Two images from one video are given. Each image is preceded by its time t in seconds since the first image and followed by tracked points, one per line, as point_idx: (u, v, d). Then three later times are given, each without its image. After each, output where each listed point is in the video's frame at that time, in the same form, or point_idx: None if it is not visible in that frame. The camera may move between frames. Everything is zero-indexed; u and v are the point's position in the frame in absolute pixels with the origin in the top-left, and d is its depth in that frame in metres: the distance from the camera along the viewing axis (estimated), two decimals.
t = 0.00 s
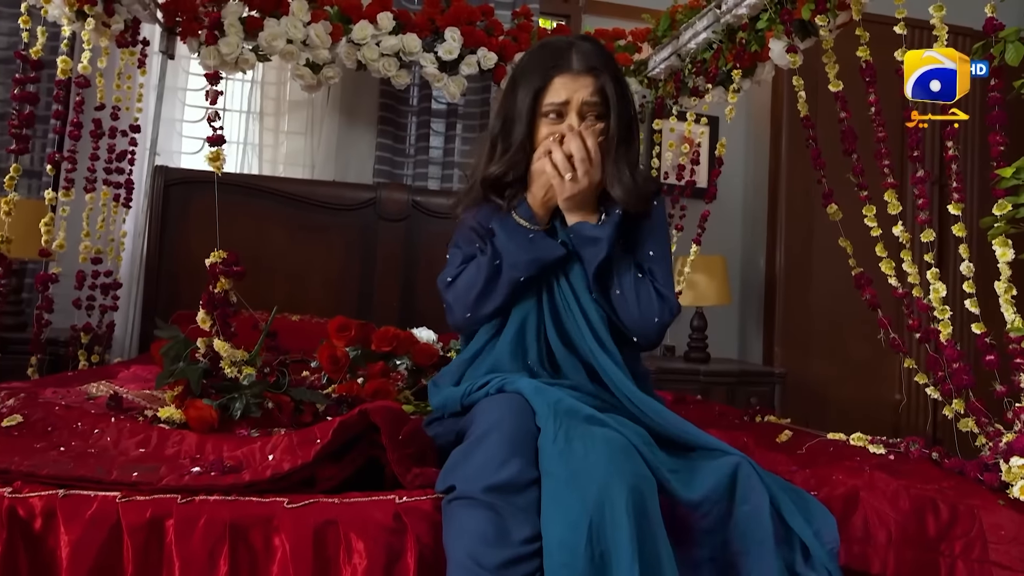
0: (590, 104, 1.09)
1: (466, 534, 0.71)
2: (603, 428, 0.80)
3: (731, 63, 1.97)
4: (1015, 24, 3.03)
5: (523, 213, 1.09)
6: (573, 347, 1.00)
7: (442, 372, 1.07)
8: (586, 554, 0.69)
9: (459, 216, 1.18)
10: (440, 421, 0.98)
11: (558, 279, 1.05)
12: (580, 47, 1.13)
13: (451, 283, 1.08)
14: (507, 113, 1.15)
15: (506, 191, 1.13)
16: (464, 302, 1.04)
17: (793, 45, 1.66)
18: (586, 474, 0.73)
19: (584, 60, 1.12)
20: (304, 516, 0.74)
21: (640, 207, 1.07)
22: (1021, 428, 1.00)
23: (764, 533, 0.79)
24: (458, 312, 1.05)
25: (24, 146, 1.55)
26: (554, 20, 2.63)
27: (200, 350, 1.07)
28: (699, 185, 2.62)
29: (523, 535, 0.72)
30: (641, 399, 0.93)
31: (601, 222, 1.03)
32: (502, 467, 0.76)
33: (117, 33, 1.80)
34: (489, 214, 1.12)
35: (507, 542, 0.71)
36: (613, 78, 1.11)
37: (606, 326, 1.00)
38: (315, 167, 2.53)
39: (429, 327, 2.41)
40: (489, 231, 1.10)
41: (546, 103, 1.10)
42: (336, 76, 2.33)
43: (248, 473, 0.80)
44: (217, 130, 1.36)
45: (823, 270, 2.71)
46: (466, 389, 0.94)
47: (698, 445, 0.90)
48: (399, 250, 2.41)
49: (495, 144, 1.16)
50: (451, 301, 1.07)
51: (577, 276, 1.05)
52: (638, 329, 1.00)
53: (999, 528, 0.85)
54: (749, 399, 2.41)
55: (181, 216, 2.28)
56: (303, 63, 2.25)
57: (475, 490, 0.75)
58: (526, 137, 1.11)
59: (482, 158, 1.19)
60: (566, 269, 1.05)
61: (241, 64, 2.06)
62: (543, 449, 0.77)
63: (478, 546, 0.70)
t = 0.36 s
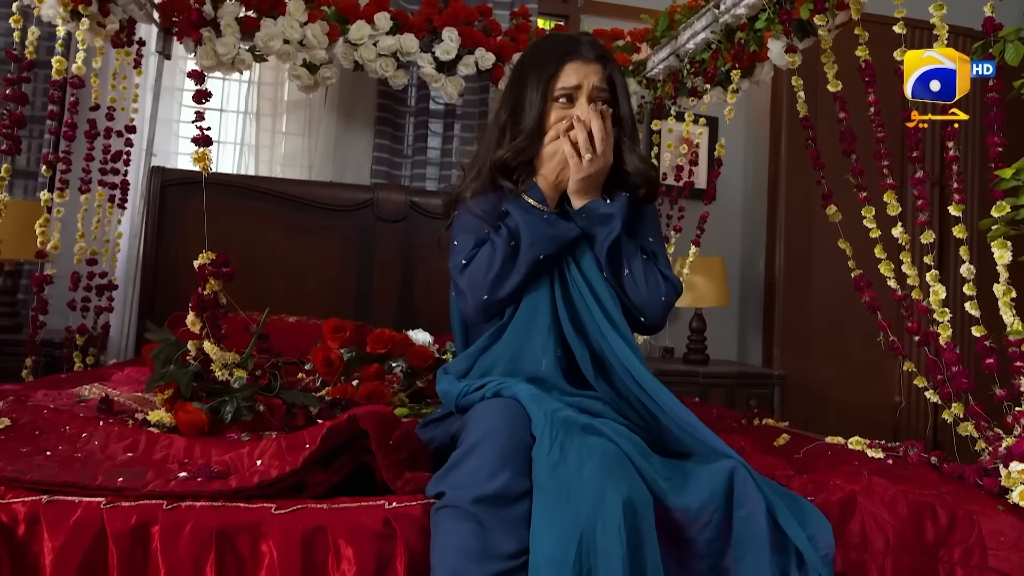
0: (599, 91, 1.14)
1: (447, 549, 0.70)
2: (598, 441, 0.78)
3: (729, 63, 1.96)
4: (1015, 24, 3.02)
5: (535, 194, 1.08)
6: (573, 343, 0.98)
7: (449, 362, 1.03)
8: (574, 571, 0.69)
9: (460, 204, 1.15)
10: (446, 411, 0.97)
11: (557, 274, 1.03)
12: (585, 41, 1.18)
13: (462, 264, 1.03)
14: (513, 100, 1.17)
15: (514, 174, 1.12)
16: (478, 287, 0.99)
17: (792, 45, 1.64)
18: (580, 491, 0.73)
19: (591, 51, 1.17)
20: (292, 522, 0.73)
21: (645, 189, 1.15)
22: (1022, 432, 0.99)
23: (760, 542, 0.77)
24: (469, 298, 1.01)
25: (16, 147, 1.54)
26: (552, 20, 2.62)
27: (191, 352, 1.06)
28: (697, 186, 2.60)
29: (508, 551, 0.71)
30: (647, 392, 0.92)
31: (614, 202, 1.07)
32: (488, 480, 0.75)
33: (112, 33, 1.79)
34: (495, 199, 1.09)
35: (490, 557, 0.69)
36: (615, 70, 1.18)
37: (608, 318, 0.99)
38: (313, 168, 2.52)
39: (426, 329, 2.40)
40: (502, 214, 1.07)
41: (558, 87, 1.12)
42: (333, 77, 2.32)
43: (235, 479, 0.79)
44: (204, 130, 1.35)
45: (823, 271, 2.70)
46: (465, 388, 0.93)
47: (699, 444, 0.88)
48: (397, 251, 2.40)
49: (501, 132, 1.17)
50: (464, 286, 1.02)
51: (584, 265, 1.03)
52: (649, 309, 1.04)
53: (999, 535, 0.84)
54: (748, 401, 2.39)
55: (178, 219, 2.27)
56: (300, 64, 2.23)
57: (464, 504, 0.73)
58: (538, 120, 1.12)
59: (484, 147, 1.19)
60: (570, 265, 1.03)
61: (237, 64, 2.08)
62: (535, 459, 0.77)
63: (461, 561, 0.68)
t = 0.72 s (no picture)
0: (602, 104, 1.11)
1: (433, 559, 0.69)
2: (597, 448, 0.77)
3: (728, 64, 1.95)
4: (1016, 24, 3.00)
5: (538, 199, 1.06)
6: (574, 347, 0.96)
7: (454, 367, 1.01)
8: None
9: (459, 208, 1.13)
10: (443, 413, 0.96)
11: (558, 278, 1.02)
12: (588, 54, 1.15)
13: (467, 268, 1.01)
14: (515, 105, 1.13)
15: (516, 181, 1.10)
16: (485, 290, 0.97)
17: (791, 46, 1.63)
18: (579, 500, 0.72)
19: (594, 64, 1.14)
20: (277, 530, 0.72)
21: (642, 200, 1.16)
22: (1022, 438, 0.98)
23: (753, 549, 0.76)
24: (472, 300, 0.99)
25: (7, 148, 1.53)
26: (551, 21, 2.61)
27: (180, 357, 1.04)
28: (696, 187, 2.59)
29: (493, 564, 0.69)
30: (646, 395, 0.92)
31: (617, 210, 1.07)
32: (480, 491, 0.73)
33: (107, 34, 1.78)
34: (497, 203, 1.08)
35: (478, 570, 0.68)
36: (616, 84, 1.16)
37: (607, 322, 0.98)
38: (311, 169, 2.51)
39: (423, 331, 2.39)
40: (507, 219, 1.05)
41: (563, 98, 1.10)
42: (330, 78, 2.31)
43: (221, 486, 0.78)
44: (192, 131, 1.34)
45: (823, 274, 2.68)
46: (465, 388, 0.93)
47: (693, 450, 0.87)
48: (394, 254, 2.39)
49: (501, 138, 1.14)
50: (468, 290, 1.00)
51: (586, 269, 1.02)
52: (648, 310, 1.04)
53: (1000, 543, 0.83)
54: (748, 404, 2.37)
55: (175, 220, 2.27)
56: (297, 65, 2.22)
57: (452, 513, 0.72)
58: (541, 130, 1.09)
59: (483, 153, 1.17)
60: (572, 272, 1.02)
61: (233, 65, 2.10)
62: (534, 472, 0.75)
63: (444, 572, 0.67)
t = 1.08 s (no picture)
0: (570, 95, 1.03)
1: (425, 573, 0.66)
2: (611, 459, 0.75)
3: (728, 64, 1.93)
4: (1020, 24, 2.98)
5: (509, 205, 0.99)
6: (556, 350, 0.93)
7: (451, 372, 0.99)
8: None
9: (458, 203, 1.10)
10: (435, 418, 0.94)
11: (528, 275, 0.96)
12: (570, 45, 1.08)
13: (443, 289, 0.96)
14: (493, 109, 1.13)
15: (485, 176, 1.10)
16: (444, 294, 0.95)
17: (791, 46, 1.61)
18: (600, 526, 0.71)
19: (568, 56, 1.06)
20: (262, 539, 0.70)
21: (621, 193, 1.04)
22: None
23: (743, 550, 0.75)
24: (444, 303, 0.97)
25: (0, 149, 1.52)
26: (551, 21, 2.60)
27: (169, 360, 1.04)
28: (696, 188, 2.58)
29: None
30: (626, 399, 0.89)
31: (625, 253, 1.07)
32: (475, 510, 0.70)
33: (103, 34, 1.77)
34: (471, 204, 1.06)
35: None
36: (596, 72, 1.06)
37: (580, 321, 0.93)
38: (309, 170, 2.49)
39: (421, 333, 2.37)
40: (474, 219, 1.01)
41: (526, 94, 1.05)
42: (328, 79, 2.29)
43: (206, 494, 0.76)
44: (181, 133, 1.34)
45: (825, 276, 2.66)
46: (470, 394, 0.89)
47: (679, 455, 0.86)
48: (392, 255, 2.38)
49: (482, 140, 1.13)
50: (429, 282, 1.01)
51: (554, 265, 0.96)
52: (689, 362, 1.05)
53: (1000, 552, 0.81)
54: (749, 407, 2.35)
55: (173, 222, 2.26)
56: (295, 66, 2.21)
57: (450, 532, 0.69)
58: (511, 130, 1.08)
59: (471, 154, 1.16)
60: (539, 267, 0.96)
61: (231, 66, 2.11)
62: (552, 494, 0.74)
63: None
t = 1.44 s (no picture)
0: (605, 106, 0.96)
1: None
2: (601, 467, 0.73)
3: (731, 64, 1.90)
4: None
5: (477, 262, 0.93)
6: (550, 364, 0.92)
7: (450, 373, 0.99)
8: None
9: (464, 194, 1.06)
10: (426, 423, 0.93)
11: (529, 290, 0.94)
12: (604, 45, 1.00)
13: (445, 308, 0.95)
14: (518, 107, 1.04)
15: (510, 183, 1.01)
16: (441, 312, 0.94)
17: (794, 45, 1.59)
18: (583, 535, 0.69)
19: (605, 61, 0.99)
20: (249, 547, 0.69)
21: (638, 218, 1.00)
22: None
23: (740, 558, 0.73)
24: (442, 317, 0.97)
25: None
26: (553, 22, 2.59)
27: (161, 363, 1.02)
28: (699, 189, 2.56)
29: None
30: (608, 417, 0.89)
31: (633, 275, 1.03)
32: (477, 528, 0.67)
33: (103, 35, 1.77)
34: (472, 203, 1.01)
35: None
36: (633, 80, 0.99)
37: (575, 335, 0.91)
38: (311, 171, 2.49)
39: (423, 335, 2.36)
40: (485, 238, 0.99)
41: (559, 99, 0.98)
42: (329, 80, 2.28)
43: (195, 500, 0.75)
44: (172, 133, 1.34)
45: (830, 278, 2.64)
46: (464, 402, 0.86)
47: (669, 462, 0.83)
48: (393, 256, 2.37)
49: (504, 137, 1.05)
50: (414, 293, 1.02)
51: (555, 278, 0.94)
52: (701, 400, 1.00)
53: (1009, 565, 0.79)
54: (753, 410, 2.33)
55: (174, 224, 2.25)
56: (296, 67, 2.21)
57: (449, 555, 0.66)
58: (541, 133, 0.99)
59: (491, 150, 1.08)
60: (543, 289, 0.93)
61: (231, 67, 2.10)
62: (546, 510, 0.71)
63: None
